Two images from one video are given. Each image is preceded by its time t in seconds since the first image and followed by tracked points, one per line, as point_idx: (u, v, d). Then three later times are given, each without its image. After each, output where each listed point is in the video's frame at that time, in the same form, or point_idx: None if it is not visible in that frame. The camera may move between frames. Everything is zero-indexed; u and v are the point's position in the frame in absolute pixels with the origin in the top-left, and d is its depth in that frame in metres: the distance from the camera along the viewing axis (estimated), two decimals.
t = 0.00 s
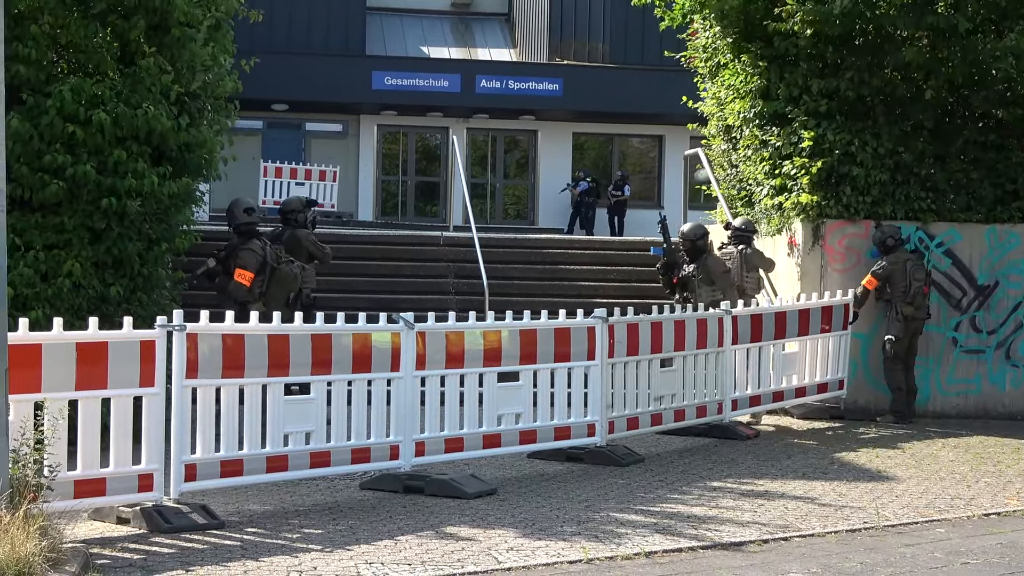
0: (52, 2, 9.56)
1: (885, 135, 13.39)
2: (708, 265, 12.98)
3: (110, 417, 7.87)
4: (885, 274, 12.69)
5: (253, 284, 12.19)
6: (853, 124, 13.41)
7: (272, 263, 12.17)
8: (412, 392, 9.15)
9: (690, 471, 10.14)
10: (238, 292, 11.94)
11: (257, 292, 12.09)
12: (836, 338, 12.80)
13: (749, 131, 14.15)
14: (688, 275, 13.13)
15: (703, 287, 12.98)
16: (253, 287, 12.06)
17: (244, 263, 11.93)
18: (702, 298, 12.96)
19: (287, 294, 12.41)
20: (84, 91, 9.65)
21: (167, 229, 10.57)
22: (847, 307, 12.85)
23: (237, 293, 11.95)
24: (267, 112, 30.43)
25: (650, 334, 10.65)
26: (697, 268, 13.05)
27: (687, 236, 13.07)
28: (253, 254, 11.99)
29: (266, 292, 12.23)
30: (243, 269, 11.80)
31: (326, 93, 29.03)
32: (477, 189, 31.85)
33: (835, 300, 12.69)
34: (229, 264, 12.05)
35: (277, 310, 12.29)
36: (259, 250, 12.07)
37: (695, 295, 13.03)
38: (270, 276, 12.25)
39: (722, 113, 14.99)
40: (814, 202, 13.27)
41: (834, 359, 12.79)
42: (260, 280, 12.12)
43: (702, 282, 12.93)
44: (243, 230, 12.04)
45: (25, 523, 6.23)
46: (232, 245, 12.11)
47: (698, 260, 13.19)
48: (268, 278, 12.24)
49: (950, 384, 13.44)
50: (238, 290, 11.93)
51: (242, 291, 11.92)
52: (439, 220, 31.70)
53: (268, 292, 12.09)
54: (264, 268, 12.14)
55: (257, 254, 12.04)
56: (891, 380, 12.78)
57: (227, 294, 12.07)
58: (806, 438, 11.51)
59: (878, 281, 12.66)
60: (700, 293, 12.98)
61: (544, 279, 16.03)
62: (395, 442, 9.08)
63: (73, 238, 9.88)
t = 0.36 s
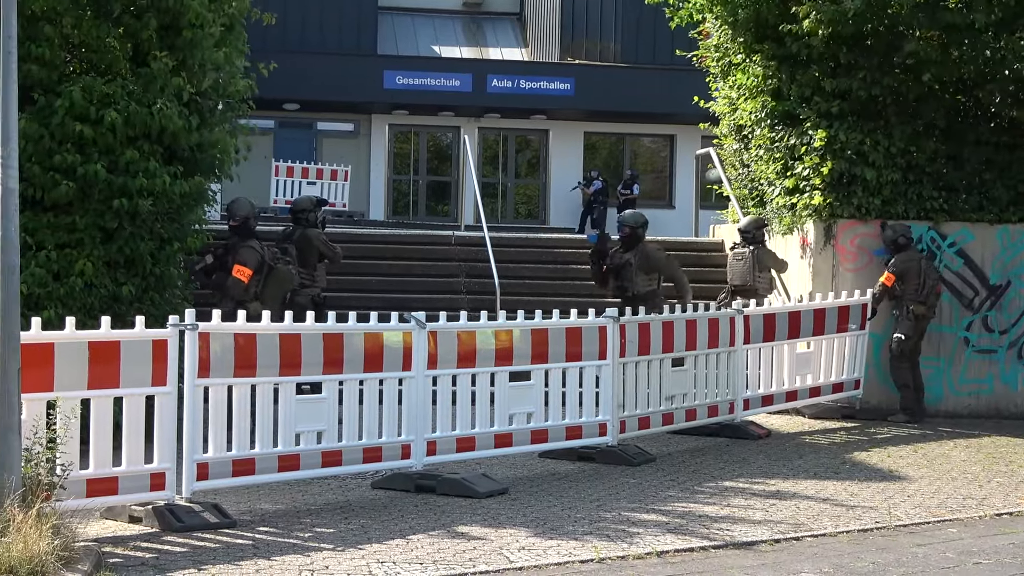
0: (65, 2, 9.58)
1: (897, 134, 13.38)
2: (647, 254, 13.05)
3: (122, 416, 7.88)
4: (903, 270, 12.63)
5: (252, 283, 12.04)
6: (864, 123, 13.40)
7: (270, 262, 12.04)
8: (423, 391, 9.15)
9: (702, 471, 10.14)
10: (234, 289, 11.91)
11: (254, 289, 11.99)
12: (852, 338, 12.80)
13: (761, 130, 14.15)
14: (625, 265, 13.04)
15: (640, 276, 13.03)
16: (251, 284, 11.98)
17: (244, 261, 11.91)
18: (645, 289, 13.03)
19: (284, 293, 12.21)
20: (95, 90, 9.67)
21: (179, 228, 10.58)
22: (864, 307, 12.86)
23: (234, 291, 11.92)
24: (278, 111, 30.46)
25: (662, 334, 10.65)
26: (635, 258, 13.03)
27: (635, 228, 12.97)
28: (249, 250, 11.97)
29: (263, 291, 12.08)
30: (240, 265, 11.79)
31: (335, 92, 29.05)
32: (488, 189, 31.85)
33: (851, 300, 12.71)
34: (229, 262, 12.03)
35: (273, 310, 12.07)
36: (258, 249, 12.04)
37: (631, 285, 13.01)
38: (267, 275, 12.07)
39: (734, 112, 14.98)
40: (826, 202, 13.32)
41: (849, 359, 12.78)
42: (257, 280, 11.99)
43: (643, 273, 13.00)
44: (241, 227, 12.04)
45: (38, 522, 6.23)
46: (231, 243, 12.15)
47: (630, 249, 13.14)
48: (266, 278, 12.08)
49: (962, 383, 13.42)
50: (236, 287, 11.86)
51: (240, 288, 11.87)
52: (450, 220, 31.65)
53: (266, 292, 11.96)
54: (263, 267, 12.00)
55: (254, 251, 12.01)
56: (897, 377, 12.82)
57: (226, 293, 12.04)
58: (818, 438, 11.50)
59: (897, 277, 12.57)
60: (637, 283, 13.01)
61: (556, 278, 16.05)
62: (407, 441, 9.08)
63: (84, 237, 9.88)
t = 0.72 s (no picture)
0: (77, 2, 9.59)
1: (909, 134, 13.37)
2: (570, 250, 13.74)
3: (133, 414, 7.88)
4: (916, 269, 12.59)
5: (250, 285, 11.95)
6: (876, 123, 13.39)
7: (267, 264, 11.93)
8: (434, 391, 9.15)
9: (712, 470, 10.14)
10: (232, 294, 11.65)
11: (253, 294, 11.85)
12: (863, 339, 12.79)
13: (771, 129, 14.14)
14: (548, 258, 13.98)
15: (558, 270, 13.82)
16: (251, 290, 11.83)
17: (244, 266, 11.74)
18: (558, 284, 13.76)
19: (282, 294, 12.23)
20: (107, 89, 9.69)
21: (190, 227, 10.61)
22: (875, 308, 12.84)
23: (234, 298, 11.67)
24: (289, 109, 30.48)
25: (673, 333, 10.65)
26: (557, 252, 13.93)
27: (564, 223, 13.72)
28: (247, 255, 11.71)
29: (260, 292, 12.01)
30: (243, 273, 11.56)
31: (345, 90, 29.07)
32: (498, 188, 31.72)
33: (863, 300, 12.69)
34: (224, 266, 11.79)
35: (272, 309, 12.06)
36: (257, 254, 11.87)
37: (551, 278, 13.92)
38: (266, 277, 12.03)
39: (745, 112, 14.98)
40: (836, 202, 13.31)
41: (860, 359, 12.78)
42: (256, 284, 11.89)
43: (561, 267, 13.73)
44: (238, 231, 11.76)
45: (49, 519, 6.23)
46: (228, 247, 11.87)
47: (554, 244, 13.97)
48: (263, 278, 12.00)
49: (973, 384, 13.40)
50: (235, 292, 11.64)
51: (240, 293, 11.62)
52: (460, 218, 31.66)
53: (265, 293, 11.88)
54: (260, 269, 11.88)
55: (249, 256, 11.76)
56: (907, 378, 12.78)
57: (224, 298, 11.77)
58: (829, 438, 11.50)
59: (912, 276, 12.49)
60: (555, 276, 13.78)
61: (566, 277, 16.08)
62: (417, 440, 9.08)
63: (96, 236, 9.91)
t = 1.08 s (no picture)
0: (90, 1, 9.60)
1: (921, 133, 13.34)
2: (492, 247, 12.08)
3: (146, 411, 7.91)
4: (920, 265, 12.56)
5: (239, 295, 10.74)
6: (890, 122, 13.37)
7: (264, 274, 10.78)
8: (446, 389, 9.15)
9: (724, 469, 10.14)
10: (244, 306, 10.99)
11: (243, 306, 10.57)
12: (874, 338, 12.77)
13: (784, 128, 14.14)
14: (467, 254, 12.17)
15: (479, 270, 12.15)
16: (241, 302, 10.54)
17: (236, 281, 10.49)
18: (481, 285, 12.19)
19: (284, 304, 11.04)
20: (120, 88, 9.71)
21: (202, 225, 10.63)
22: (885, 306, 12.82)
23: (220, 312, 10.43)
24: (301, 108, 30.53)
25: (684, 331, 10.64)
26: (479, 249, 12.12)
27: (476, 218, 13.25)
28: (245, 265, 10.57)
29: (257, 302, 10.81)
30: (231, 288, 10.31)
31: (357, 89, 29.06)
32: (510, 186, 31.74)
33: (874, 299, 12.68)
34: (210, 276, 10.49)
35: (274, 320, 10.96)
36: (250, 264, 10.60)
37: (472, 276, 12.15)
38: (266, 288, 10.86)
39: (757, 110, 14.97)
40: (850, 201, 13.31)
41: (871, 358, 12.77)
42: (248, 296, 10.66)
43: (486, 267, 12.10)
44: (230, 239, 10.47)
45: (62, 517, 6.23)
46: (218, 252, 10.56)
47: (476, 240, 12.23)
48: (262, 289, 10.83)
49: (986, 383, 13.37)
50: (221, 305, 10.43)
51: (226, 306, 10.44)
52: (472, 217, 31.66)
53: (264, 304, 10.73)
54: (260, 280, 10.78)
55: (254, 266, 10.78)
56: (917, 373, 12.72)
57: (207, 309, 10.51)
58: (841, 437, 11.49)
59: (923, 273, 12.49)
60: (476, 275, 12.13)
61: (579, 275, 16.09)
62: (429, 438, 9.09)
63: (108, 234, 9.94)
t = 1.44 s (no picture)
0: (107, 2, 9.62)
1: (937, 133, 13.32)
2: (425, 249, 12.37)
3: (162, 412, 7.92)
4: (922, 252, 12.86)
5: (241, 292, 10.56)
6: (906, 122, 13.37)
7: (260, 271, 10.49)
8: (461, 389, 9.15)
9: (739, 469, 10.13)
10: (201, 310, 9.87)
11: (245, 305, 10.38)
12: (890, 337, 12.75)
13: (799, 127, 14.15)
14: (399, 253, 12.49)
15: (410, 269, 12.42)
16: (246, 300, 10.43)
17: (233, 280, 10.22)
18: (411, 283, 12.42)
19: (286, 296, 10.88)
20: (135, 89, 9.73)
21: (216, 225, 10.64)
22: (904, 307, 12.79)
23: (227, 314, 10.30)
24: (315, 107, 30.58)
25: (700, 331, 10.63)
26: (411, 248, 12.43)
27: (413, 219, 12.28)
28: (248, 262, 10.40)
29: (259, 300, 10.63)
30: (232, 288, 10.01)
31: (371, 89, 29.05)
32: (525, 186, 31.81)
33: (892, 299, 12.65)
34: (211, 276, 10.31)
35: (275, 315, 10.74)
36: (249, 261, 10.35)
37: (402, 274, 12.42)
38: (259, 283, 10.59)
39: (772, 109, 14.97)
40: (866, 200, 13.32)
41: (888, 357, 12.75)
42: (250, 292, 10.48)
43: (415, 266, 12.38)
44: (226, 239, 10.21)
45: (78, 517, 6.25)
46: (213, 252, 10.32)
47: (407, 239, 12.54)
48: (259, 284, 10.60)
49: (1002, 383, 13.34)
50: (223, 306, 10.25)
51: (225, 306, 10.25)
52: (486, 216, 31.68)
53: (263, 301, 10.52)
54: (254, 277, 10.47)
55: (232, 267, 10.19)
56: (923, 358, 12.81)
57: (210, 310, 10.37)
58: (857, 438, 11.48)
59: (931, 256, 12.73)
60: (404, 274, 12.41)
61: (594, 275, 16.09)
62: (444, 438, 9.08)
63: (124, 234, 9.97)
